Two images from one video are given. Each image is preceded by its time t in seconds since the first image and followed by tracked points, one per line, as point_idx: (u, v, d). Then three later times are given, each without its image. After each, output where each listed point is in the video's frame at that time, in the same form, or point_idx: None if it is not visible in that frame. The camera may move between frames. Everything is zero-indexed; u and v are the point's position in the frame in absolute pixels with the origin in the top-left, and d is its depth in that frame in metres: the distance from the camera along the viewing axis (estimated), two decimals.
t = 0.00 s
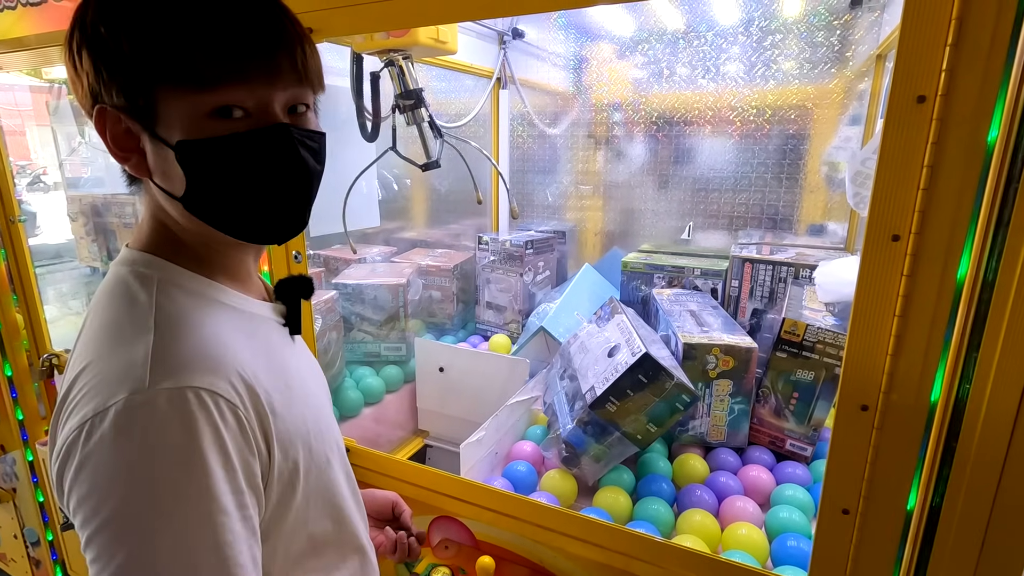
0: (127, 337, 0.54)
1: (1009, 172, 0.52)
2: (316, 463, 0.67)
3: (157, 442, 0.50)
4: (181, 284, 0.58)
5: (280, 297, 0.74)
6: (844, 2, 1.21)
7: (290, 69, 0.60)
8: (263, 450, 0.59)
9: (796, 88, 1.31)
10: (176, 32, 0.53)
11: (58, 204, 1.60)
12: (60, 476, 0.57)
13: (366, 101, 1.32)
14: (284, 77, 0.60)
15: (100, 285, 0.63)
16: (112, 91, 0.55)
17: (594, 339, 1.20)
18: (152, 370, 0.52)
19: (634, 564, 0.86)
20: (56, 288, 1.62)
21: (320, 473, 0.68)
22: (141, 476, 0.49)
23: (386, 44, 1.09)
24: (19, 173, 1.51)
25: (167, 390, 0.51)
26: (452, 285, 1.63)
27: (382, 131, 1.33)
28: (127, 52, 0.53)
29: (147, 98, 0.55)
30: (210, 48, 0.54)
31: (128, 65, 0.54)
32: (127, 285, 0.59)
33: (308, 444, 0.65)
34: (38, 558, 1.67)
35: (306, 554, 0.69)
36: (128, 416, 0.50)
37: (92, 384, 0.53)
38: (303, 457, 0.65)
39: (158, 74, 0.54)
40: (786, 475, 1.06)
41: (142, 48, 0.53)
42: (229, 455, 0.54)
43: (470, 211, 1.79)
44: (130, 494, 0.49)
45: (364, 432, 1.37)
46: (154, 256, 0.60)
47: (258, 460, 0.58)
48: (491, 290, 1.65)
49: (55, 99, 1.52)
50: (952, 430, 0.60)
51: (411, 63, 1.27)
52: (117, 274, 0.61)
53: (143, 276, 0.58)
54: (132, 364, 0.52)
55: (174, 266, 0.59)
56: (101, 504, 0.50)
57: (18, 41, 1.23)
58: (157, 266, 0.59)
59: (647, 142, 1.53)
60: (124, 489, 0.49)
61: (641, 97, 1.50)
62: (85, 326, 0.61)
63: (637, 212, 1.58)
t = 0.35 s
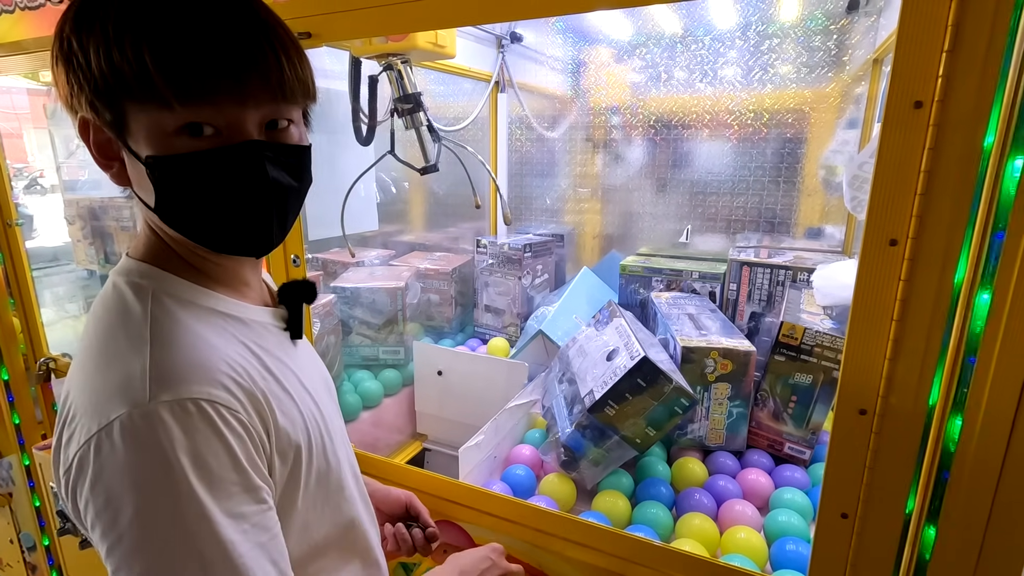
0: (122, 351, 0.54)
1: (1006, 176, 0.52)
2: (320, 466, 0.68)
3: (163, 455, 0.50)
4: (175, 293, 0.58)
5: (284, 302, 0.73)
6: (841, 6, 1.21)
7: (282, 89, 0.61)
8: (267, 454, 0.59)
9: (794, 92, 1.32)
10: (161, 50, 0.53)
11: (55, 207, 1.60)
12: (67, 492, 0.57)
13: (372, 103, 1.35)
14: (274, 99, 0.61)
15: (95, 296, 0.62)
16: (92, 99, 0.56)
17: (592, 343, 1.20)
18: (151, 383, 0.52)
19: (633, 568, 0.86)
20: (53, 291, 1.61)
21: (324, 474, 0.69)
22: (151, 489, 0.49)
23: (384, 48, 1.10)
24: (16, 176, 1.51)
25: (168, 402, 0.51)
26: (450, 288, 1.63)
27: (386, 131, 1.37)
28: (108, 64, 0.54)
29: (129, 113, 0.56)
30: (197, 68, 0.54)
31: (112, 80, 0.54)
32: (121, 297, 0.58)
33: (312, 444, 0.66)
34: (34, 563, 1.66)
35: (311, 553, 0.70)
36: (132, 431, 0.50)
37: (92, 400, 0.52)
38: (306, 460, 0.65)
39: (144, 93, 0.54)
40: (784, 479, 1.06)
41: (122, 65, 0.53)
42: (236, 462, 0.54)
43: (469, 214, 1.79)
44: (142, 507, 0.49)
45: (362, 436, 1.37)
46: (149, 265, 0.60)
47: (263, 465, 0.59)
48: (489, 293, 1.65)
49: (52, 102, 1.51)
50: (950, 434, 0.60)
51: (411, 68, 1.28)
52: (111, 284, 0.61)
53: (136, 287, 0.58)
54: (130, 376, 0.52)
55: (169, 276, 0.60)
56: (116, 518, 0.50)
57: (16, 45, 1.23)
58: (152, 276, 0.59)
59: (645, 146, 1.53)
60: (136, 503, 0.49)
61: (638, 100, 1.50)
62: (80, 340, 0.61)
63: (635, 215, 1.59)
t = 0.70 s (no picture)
0: (131, 359, 0.55)
1: (992, 181, 0.53)
2: (322, 465, 0.69)
3: (179, 461, 0.51)
4: (180, 299, 0.59)
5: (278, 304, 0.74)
6: (835, 11, 1.22)
7: (298, 114, 0.58)
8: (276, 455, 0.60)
9: (789, 95, 1.33)
10: (170, 69, 0.52)
11: (53, 209, 1.60)
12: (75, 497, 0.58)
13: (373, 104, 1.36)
14: (287, 124, 0.58)
15: (95, 302, 0.63)
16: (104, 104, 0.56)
17: (589, 345, 1.21)
18: (165, 390, 0.53)
19: (629, 568, 0.86)
20: (50, 293, 1.62)
21: (326, 473, 0.70)
22: (169, 494, 0.51)
23: (382, 53, 1.10)
24: (14, 177, 1.52)
25: (182, 409, 0.52)
26: (448, 290, 1.64)
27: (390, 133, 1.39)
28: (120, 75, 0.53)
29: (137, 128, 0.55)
30: (204, 90, 0.53)
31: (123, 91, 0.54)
32: (124, 303, 0.59)
33: (316, 444, 0.67)
34: (31, 564, 1.67)
35: (313, 552, 0.71)
36: (148, 438, 0.51)
37: (104, 408, 0.53)
38: (311, 462, 0.66)
39: (150, 111, 0.54)
40: (779, 479, 1.07)
41: (134, 78, 0.53)
42: (247, 465, 0.55)
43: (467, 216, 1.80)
44: (159, 511, 0.51)
45: (360, 437, 1.38)
46: (151, 271, 0.60)
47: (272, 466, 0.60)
48: (487, 294, 1.66)
49: (51, 104, 1.51)
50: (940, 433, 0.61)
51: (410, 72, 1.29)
52: (113, 291, 0.61)
53: (140, 293, 0.58)
54: (142, 384, 0.53)
55: (170, 281, 0.60)
56: (133, 524, 0.51)
57: (15, 48, 1.24)
58: (155, 282, 0.59)
59: (642, 148, 1.54)
60: (154, 507, 0.51)
61: (634, 103, 1.52)
62: (83, 347, 0.61)
63: (632, 217, 1.60)
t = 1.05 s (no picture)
0: (138, 354, 0.55)
1: (991, 177, 0.54)
2: (323, 459, 0.69)
3: (195, 454, 0.51)
4: (182, 295, 0.59)
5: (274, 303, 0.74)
6: (833, 10, 1.22)
7: (329, 111, 0.63)
8: (282, 449, 0.61)
9: (787, 94, 1.33)
10: (232, 66, 0.55)
11: (51, 209, 1.60)
12: (75, 499, 0.57)
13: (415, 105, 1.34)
14: (322, 119, 0.63)
15: (90, 300, 0.62)
16: (133, 98, 0.54)
17: (588, 343, 1.21)
18: (177, 383, 0.53)
19: (630, 565, 0.86)
20: (49, 293, 1.61)
21: (326, 469, 0.70)
22: (184, 487, 0.51)
23: (423, 53, 1.12)
24: (13, 177, 1.51)
25: (196, 402, 0.52)
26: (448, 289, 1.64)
27: (427, 133, 1.37)
28: (163, 70, 0.53)
29: (180, 123, 0.55)
30: (265, 85, 0.56)
31: (168, 86, 0.54)
32: (123, 300, 0.58)
33: (317, 439, 0.67)
34: (30, 565, 1.67)
35: (315, 550, 0.71)
36: (161, 432, 0.51)
37: (112, 404, 0.53)
38: (314, 457, 0.67)
39: (210, 106, 0.55)
40: (778, 477, 1.07)
41: (184, 74, 0.54)
42: (259, 458, 0.55)
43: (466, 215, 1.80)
44: (174, 505, 0.51)
45: (359, 436, 1.38)
46: (149, 267, 0.60)
47: (280, 459, 0.60)
48: (486, 293, 1.66)
49: (50, 103, 1.51)
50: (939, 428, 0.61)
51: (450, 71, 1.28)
52: (108, 288, 0.60)
53: (139, 290, 0.58)
54: (151, 379, 0.53)
55: (169, 277, 0.59)
56: (147, 520, 0.51)
57: (13, 47, 1.23)
58: (153, 278, 0.58)
59: (640, 148, 1.54)
60: (169, 502, 0.51)
61: (632, 102, 1.52)
62: (79, 345, 0.60)
63: (631, 216, 1.60)
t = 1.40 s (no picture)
0: (143, 349, 0.54)
1: (999, 176, 0.53)
2: (326, 457, 0.69)
3: (206, 445, 0.51)
4: (184, 292, 0.58)
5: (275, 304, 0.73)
6: (835, 10, 1.22)
7: (328, 108, 0.63)
8: (290, 444, 0.60)
9: (788, 94, 1.33)
10: (235, 60, 0.54)
11: (49, 210, 1.59)
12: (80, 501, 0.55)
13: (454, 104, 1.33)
14: (322, 116, 0.63)
15: (89, 301, 0.61)
16: (135, 91, 0.53)
17: (589, 344, 1.20)
18: (184, 376, 0.52)
19: (631, 567, 0.86)
20: (47, 294, 1.60)
21: (329, 467, 0.70)
22: (197, 480, 0.50)
23: (469, 49, 1.09)
24: (11, 178, 1.51)
25: (205, 394, 0.52)
26: (448, 290, 1.64)
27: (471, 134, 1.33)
28: (167, 64, 0.53)
29: (183, 117, 0.54)
30: (268, 80, 0.56)
31: (171, 80, 0.53)
32: (124, 297, 0.57)
33: (320, 437, 0.67)
34: (28, 568, 1.66)
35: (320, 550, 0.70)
36: (172, 424, 0.50)
37: (118, 400, 0.52)
38: (319, 453, 0.66)
39: (215, 99, 0.55)
40: (781, 478, 1.07)
41: (189, 68, 0.53)
42: (268, 450, 0.55)
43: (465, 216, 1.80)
44: (187, 499, 0.50)
45: (359, 438, 1.37)
46: (149, 265, 0.59)
47: (287, 454, 0.60)
48: (486, 294, 1.66)
49: (47, 104, 1.50)
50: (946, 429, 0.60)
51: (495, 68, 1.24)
52: (107, 286, 0.59)
53: (140, 286, 0.57)
54: (159, 373, 0.52)
55: (170, 274, 0.59)
56: (159, 515, 0.50)
57: (10, 46, 1.23)
58: (154, 276, 0.58)
59: (641, 148, 1.54)
60: (181, 495, 0.50)
61: (632, 103, 1.52)
62: (80, 346, 0.59)
63: (631, 217, 1.59)
